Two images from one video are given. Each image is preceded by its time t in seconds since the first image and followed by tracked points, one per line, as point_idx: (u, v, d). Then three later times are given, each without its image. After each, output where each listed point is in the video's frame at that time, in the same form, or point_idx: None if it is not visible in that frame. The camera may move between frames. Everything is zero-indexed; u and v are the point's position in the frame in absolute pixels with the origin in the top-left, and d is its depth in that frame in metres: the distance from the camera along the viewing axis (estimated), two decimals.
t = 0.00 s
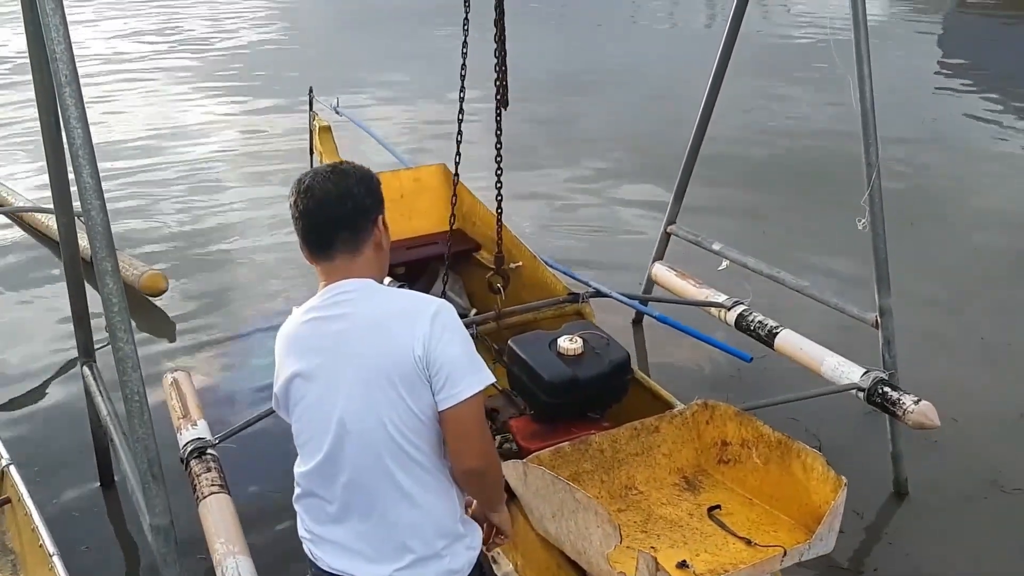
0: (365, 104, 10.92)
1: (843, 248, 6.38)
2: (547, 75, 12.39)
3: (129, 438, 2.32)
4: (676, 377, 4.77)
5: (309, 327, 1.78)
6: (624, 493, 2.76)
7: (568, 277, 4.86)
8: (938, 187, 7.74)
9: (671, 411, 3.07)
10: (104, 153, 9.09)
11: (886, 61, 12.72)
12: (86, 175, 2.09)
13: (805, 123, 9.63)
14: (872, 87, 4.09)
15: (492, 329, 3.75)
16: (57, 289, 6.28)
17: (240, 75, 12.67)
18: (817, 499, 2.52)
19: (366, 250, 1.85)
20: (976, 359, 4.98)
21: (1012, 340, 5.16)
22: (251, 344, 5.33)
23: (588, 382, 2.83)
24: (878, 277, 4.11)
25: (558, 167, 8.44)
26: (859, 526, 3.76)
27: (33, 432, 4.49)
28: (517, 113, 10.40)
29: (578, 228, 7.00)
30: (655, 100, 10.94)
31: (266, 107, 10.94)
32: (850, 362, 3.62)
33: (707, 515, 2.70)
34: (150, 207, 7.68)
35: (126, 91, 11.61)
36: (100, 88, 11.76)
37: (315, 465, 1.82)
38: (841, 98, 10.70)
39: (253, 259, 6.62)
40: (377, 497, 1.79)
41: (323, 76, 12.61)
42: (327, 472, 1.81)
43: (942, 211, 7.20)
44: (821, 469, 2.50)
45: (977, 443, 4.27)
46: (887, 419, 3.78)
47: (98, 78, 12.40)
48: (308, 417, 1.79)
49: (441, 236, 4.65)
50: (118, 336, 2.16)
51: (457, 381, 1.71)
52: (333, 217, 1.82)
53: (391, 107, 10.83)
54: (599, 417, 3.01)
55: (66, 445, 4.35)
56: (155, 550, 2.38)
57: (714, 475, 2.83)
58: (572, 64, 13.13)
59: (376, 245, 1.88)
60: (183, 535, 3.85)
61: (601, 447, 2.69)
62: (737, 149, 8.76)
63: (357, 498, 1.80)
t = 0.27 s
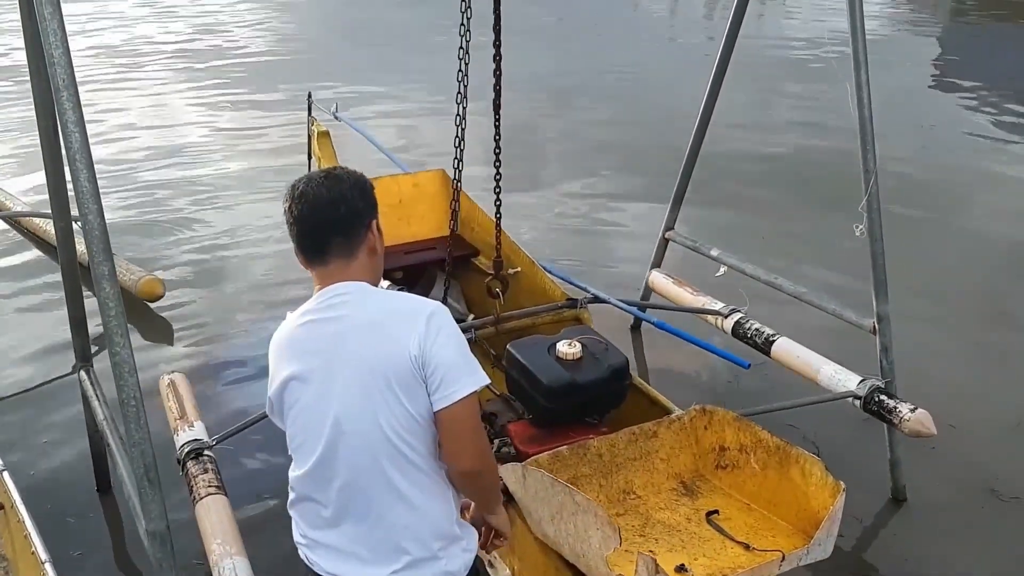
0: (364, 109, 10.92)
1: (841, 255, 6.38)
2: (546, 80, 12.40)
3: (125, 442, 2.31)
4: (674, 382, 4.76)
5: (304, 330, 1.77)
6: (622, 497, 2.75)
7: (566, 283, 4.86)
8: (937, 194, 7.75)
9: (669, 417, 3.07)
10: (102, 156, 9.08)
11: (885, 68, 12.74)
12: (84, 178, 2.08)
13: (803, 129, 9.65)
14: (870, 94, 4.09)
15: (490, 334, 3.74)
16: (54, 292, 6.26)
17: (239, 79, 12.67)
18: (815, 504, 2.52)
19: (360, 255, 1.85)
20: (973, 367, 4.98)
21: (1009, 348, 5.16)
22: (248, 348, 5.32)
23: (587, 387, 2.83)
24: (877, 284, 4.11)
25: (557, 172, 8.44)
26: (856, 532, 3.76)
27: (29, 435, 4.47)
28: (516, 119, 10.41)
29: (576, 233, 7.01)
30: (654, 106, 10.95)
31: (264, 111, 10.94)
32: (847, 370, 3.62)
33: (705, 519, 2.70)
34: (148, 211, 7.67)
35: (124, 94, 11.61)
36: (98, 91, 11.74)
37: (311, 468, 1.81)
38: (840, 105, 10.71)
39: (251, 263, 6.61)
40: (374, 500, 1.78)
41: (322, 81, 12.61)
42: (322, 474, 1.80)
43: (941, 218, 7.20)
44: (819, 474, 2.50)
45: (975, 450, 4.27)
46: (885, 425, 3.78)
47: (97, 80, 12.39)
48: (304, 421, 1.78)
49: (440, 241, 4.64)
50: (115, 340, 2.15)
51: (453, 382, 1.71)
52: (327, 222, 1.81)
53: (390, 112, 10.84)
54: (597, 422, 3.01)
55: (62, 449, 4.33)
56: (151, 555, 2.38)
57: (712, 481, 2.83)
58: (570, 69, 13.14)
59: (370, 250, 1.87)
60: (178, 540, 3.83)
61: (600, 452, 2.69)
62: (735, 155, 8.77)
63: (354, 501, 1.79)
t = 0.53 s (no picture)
0: (362, 113, 10.93)
1: (838, 259, 6.39)
2: (545, 84, 12.42)
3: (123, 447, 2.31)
4: (671, 386, 4.76)
5: (293, 334, 1.77)
6: (619, 502, 2.76)
7: (563, 286, 4.86)
8: (935, 197, 7.76)
9: (666, 420, 3.06)
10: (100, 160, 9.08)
11: (883, 71, 12.76)
12: (82, 183, 2.09)
13: (800, 133, 9.67)
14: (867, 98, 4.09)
15: (488, 338, 3.75)
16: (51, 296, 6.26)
17: (237, 83, 12.68)
18: (810, 508, 2.52)
19: (346, 261, 1.85)
20: (970, 370, 4.99)
21: (1006, 352, 5.17)
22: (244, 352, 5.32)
23: (584, 391, 2.83)
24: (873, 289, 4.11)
25: (555, 176, 8.45)
26: (854, 536, 3.76)
27: (26, 439, 4.47)
28: (514, 122, 10.42)
29: (575, 237, 7.01)
30: (653, 110, 10.97)
31: (263, 115, 10.94)
32: (846, 371, 3.62)
33: (702, 523, 2.70)
34: (145, 215, 7.67)
35: (123, 98, 11.61)
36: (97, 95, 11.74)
37: (305, 473, 1.80)
38: (838, 109, 10.73)
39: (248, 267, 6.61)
40: (374, 499, 1.79)
41: (320, 85, 12.62)
42: (317, 478, 1.79)
43: (939, 222, 7.21)
44: (815, 478, 2.50)
45: (972, 454, 4.27)
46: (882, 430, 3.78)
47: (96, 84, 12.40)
48: (298, 426, 1.77)
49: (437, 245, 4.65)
50: (113, 344, 2.15)
51: (445, 373, 1.73)
52: (312, 230, 1.82)
53: (388, 116, 10.85)
54: (594, 425, 3.01)
55: (59, 453, 4.32)
56: (148, 560, 2.38)
57: (709, 484, 2.83)
58: (568, 73, 13.16)
59: (356, 257, 1.88)
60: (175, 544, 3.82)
61: (596, 456, 2.68)
62: (733, 159, 8.78)
63: (353, 502, 1.79)
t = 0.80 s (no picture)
0: (361, 116, 10.93)
1: (837, 262, 6.40)
2: (544, 87, 12.43)
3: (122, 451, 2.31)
4: (671, 390, 4.77)
5: (310, 331, 1.85)
6: (618, 507, 2.76)
7: (564, 290, 4.86)
8: (933, 202, 7.77)
9: (666, 424, 3.07)
10: (99, 162, 9.07)
11: (882, 75, 12.78)
12: (83, 187, 2.10)
13: (799, 137, 9.67)
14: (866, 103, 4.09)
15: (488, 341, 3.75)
16: (50, 298, 6.25)
17: (236, 85, 12.67)
18: (809, 513, 2.53)
19: (353, 270, 1.98)
20: (969, 375, 4.99)
21: (1005, 356, 5.18)
22: (244, 355, 5.32)
23: (583, 396, 2.83)
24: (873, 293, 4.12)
25: (554, 179, 8.46)
26: (853, 539, 3.76)
27: (25, 442, 4.47)
28: (513, 125, 10.43)
29: (574, 240, 7.01)
30: (652, 113, 10.97)
31: (262, 117, 10.94)
32: (847, 374, 3.62)
33: (701, 529, 2.70)
34: (145, 217, 7.67)
35: (122, 99, 11.60)
36: (96, 96, 11.73)
37: (318, 470, 1.83)
38: (837, 113, 10.74)
39: (248, 270, 6.61)
40: (396, 487, 1.82)
41: (320, 87, 12.62)
42: (331, 475, 1.82)
43: (937, 226, 7.22)
44: (813, 483, 2.51)
45: (971, 458, 4.27)
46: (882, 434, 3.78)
47: (94, 85, 12.38)
48: (318, 420, 1.81)
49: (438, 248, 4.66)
50: (113, 348, 2.16)
51: (463, 352, 1.95)
52: (319, 242, 1.95)
53: (388, 119, 10.85)
54: (594, 430, 3.02)
55: (58, 456, 4.32)
56: (148, 564, 2.38)
57: (708, 489, 2.83)
58: (568, 76, 13.18)
59: (363, 266, 2.01)
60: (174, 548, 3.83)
61: (595, 461, 2.69)
62: (733, 162, 8.79)
63: (375, 492, 1.82)
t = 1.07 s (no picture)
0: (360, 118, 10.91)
1: (836, 265, 6.39)
2: (542, 90, 12.42)
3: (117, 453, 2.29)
4: (670, 393, 4.75)
5: (350, 324, 2.01)
6: (617, 512, 2.74)
7: (564, 293, 4.84)
8: (932, 204, 7.76)
9: (666, 429, 3.05)
10: (97, 164, 9.05)
11: (881, 77, 12.76)
12: (78, 188, 2.08)
13: (798, 139, 9.66)
14: (864, 105, 4.08)
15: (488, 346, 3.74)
16: (47, 300, 6.23)
17: (235, 88, 12.65)
18: (811, 518, 2.52)
19: (383, 277, 2.18)
20: (968, 378, 4.98)
21: (1004, 359, 5.17)
22: (241, 357, 5.30)
23: (582, 400, 2.81)
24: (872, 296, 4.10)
25: (553, 182, 8.45)
26: (852, 543, 3.74)
27: (21, 444, 4.45)
28: (512, 128, 10.41)
29: (573, 243, 7.00)
30: (651, 116, 10.96)
31: (261, 120, 10.92)
32: (849, 379, 3.61)
33: (701, 534, 2.69)
34: (142, 219, 7.64)
35: (120, 103, 11.59)
36: (94, 99, 11.71)
37: (359, 456, 1.95)
38: (836, 115, 10.72)
39: (246, 272, 6.59)
40: (434, 467, 1.98)
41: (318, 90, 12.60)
42: (373, 459, 1.95)
43: (935, 229, 7.21)
44: (815, 489, 2.51)
45: (971, 462, 4.26)
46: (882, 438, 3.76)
47: (93, 88, 12.36)
48: (360, 404, 1.95)
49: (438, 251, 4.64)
50: (108, 350, 2.14)
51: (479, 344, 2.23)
52: (352, 248, 2.14)
53: (386, 121, 10.83)
54: (595, 434, 3.01)
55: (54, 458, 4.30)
56: (143, 566, 2.36)
57: (709, 494, 2.82)
58: (567, 79, 13.17)
59: (390, 275, 2.21)
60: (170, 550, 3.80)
61: (595, 465, 2.67)
62: (732, 165, 8.78)
63: (415, 471, 1.97)
